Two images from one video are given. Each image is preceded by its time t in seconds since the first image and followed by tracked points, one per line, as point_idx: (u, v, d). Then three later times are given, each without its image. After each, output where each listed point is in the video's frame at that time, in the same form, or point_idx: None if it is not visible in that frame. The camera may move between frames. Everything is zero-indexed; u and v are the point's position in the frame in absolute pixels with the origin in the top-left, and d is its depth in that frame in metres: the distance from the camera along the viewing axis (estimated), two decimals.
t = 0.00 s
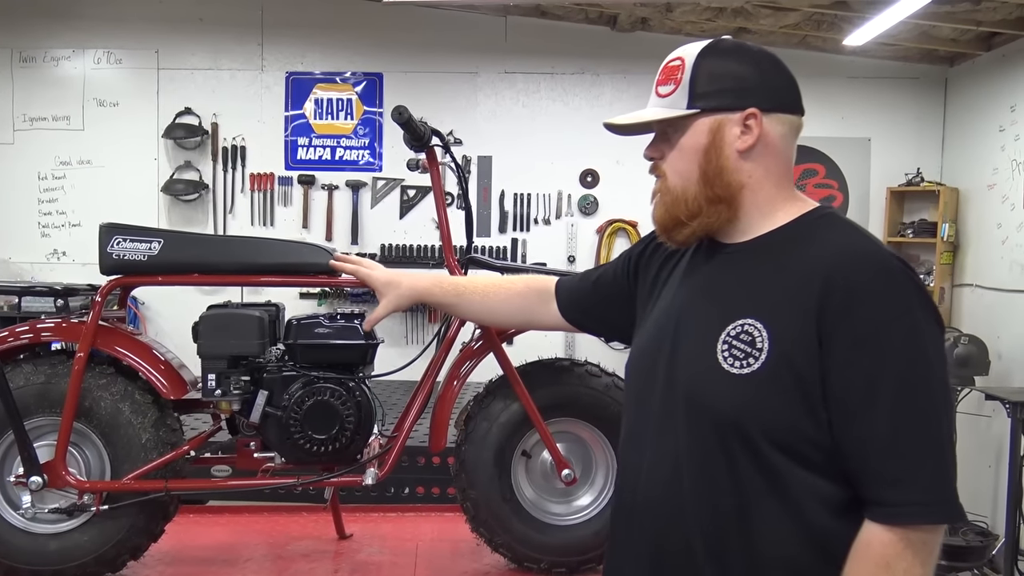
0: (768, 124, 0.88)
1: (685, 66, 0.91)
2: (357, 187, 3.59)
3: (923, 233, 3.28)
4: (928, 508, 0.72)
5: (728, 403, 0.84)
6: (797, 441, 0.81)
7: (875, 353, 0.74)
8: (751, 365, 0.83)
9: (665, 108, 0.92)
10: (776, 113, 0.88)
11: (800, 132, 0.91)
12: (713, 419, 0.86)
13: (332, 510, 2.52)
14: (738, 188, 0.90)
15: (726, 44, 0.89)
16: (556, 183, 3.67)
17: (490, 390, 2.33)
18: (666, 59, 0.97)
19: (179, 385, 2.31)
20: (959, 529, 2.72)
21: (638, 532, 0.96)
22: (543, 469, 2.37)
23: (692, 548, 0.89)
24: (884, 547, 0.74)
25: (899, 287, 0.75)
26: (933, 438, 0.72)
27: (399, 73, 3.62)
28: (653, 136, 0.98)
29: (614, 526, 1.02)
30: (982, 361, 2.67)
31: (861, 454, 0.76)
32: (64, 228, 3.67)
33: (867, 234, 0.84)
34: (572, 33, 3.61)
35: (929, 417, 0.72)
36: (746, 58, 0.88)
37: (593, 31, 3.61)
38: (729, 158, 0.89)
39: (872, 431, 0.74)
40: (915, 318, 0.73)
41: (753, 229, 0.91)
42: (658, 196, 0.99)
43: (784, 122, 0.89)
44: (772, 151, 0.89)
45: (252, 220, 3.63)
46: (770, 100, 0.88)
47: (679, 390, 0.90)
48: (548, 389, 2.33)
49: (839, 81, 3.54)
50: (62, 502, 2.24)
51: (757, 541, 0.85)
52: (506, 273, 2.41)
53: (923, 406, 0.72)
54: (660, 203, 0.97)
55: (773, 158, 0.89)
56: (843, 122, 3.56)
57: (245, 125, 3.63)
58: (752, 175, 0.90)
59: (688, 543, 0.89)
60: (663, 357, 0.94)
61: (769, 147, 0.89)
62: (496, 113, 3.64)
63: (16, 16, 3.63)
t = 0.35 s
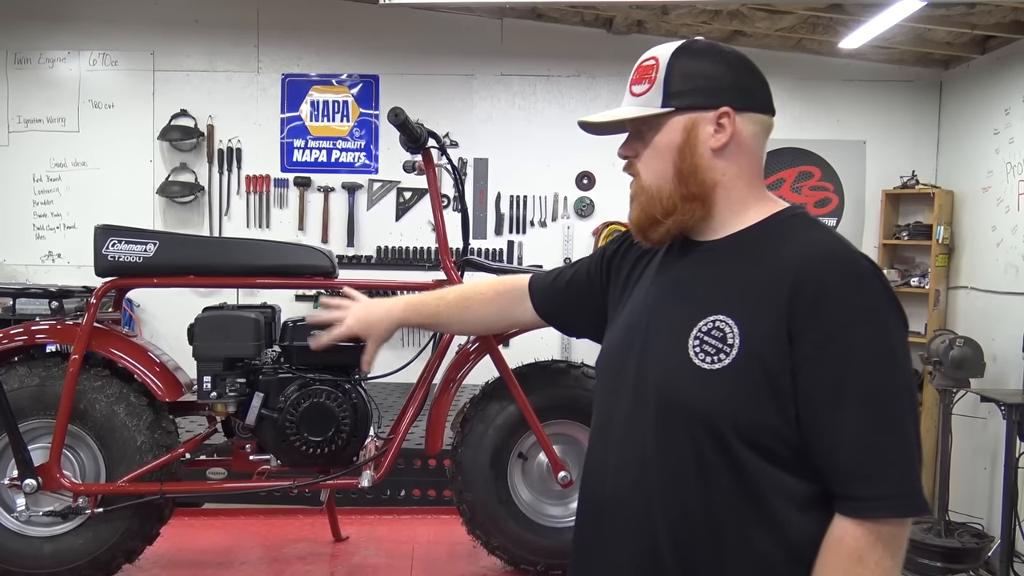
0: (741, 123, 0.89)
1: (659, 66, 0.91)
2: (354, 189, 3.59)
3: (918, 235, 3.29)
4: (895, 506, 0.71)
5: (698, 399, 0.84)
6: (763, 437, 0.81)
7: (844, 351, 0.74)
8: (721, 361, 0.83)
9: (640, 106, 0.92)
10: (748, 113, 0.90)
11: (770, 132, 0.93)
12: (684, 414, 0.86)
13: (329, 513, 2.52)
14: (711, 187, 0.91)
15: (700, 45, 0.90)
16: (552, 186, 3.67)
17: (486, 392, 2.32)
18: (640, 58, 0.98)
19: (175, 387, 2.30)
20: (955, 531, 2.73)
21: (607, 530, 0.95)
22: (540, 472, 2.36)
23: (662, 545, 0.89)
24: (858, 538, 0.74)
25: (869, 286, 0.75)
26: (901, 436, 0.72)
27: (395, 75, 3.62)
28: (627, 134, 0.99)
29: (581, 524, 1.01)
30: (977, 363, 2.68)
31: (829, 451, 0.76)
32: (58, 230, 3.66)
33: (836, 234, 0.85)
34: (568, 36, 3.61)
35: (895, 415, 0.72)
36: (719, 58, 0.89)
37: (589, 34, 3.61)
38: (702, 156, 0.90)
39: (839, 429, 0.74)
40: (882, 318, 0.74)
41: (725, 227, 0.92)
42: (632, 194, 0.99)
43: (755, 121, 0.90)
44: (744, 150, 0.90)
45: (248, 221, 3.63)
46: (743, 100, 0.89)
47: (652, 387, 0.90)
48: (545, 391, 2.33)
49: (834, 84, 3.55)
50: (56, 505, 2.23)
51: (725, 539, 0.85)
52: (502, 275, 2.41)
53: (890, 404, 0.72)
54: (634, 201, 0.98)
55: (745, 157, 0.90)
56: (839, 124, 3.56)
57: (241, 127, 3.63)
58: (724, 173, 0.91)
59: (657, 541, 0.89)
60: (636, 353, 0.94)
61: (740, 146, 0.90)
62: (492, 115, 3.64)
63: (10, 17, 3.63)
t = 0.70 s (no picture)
0: (733, 123, 0.88)
1: (655, 60, 0.91)
2: (354, 191, 3.59)
3: (919, 235, 3.28)
4: (868, 511, 0.71)
5: (679, 398, 0.84)
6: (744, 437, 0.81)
7: (820, 354, 0.74)
8: (702, 361, 0.83)
9: (632, 99, 0.92)
10: (741, 112, 0.89)
11: (763, 133, 0.92)
12: (664, 412, 0.86)
13: (329, 514, 2.52)
14: (698, 183, 0.91)
15: (697, 42, 0.90)
16: (553, 186, 3.67)
17: (487, 392, 2.32)
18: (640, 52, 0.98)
19: (176, 389, 2.30)
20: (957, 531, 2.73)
21: (592, 526, 0.96)
22: (541, 473, 2.36)
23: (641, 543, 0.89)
24: (822, 539, 0.74)
25: (849, 287, 0.75)
26: (875, 441, 0.72)
27: (394, 77, 3.63)
28: (620, 126, 0.99)
29: (565, 517, 1.02)
30: (978, 363, 2.67)
31: (804, 454, 0.76)
32: (58, 233, 3.66)
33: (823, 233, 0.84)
34: (568, 37, 3.61)
35: (870, 419, 0.72)
36: (716, 57, 0.89)
37: (589, 35, 3.61)
38: (691, 152, 0.90)
39: (813, 432, 0.74)
40: (861, 321, 0.73)
41: (712, 225, 0.92)
42: (622, 187, 0.99)
43: (748, 121, 0.89)
44: (734, 149, 0.90)
45: (248, 223, 3.63)
46: (736, 99, 0.88)
47: (634, 386, 0.90)
48: (546, 391, 2.33)
49: (835, 84, 3.55)
50: (57, 508, 2.22)
51: (703, 538, 0.86)
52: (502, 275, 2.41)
53: (866, 407, 0.72)
54: (623, 193, 0.98)
55: (735, 156, 0.89)
56: (839, 124, 3.56)
57: (241, 129, 3.63)
58: (713, 171, 0.91)
59: (636, 538, 0.90)
60: (621, 350, 0.94)
61: (731, 145, 0.89)
62: (492, 116, 3.64)
63: (11, 20, 3.63)
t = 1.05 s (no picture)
0: (764, 123, 0.87)
1: (687, 54, 0.90)
2: (353, 190, 3.58)
3: (919, 234, 3.28)
4: (870, 529, 0.70)
5: (689, 404, 0.84)
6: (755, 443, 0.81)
7: (830, 365, 0.73)
8: (714, 367, 0.83)
9: (661, 94, 0.91)
10: (773, 113, 0.87)
11: (795, 135, 0.90)
12: (674, 418, 0.86)
13: (329, 514, 2.51)
14: (725, 184, 0.90)
15: (732, 37, 0.88)
16: (553, 186, 3.67)
17: (487, 392, 2.32)
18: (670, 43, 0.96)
19: (175, 389, 2.29)
20: (958, 529, 2.73)
21: (602, 524, 0.97)
22: (541, 472, 2.36)
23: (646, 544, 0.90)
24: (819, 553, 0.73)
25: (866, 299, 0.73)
26: (882, 460, 0.70)
27: (395, 76, 3.62)
28: (647, 121, 0.98)
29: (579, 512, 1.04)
30: (980, 362, 2.67)
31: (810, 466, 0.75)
32: (58, 233, 3.66)
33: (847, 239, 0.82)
34: (569, 36, 3.61)
35: (877, 436, 0.70)
36: (751, 55, 0.87)
37: (589, 34, 3.61)
38: (720, 151, 0.88)
39: (819, 446, 0.73)
40: (875, 335, 0.72)
41: (737, 227, 0.91)
42: (649, 181, 0.99)
43: (780, 122, 0.88)
44: (765, 150, 0.88)
45: (248, 223, 3.63)
46: (769, 99, 0.86)
47: (648, 388, 0.90)
48: (546, 391, 2.32)
49: (835, 82, 3.55)
50: (56, 508, 2.22)
51: (711, 545, 0.86)
52: (502, 275, 2.40)
53: (874, 424, 0.71)
54: (649, 188, 0.97)
55: (765, 157, 0.88)
56: (840, 122, 3.56)
57: (240, 129, 3.63)
58: (742, 171, 0.89)
59: (642, 539, 0.91)
60: (639, 353, 0.95)
61: (762, 146, 0.88)
62: (492, 115, 3.64)
63: (11, 20, 3.63)
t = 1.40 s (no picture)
0: (797, 123, 0.85)
1: (718, 50, 0.90)
2: (352, 188, 3.58)
3: (918, 234, 3.27)
4: (874, 541, 0.69)
5: (705, 411, 0.85)
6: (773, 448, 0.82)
7: (836, 374, 0.72)
8: (729, 374, 0.84)
9: (692, 90, 0.91)
10: (806, 112, 0.86)
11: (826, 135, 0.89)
12: (691, 425, 0.87)
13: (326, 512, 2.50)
14: (753, 184, 0.89)
15: (764, 32, 0.87)
16: (552, 184, 3.66)
17: (484, 390, 2.32)
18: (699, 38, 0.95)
19: (172, 386, 2.29)
20: (956, 529, 2.72)
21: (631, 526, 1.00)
22: (538, 471, 2.36)
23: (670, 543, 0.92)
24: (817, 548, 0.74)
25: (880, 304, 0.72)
26: (890, 471, 0.69)
27: (394, 74, 3.62)
28: (675, 117, 0.97)
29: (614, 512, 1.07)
30: (978, 362, 2.66)
31: (816, 475, 0.74)
32: (56, 229, 3.65)
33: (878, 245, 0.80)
34: (568, 34, 3.60)
35: (886, 447, 0.69)
36: (785, 53, 0.86)
37: (589, 32, 3.60)
38: (750, 151, 0.88)
39: (823, 455, 0.73)
40: (883, 342, 0.71)
41: (764, 227, 0.91)
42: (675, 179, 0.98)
43: (813, 122, 0.86)
44: (795, 150, 0.87)
45: (246, 220, 3.62)
46: (799, 98, 0.84)
47: (670, 393, 0.92)
48: (545, 389, 2.32)
49: (834, 82, 3.54)
50: (52, 505, 2.21)
51: (729, 550, 0.87)
52: (501, 273, 2.40)
53: (883, 433, 0.69)
54: (675, 186, 0.96)
55: (795, 158, 0.87)
56: (839, 122, 3.56)
57: (239, 126, 3.62)
58: (772, 172, 0.89)
59: (665, 542, 0.92)
60: (664, 358, 0.96)
61: (792, 146, 0.87)
62: (491, 113, 3.64)
63: (9, 17, 3.62)
